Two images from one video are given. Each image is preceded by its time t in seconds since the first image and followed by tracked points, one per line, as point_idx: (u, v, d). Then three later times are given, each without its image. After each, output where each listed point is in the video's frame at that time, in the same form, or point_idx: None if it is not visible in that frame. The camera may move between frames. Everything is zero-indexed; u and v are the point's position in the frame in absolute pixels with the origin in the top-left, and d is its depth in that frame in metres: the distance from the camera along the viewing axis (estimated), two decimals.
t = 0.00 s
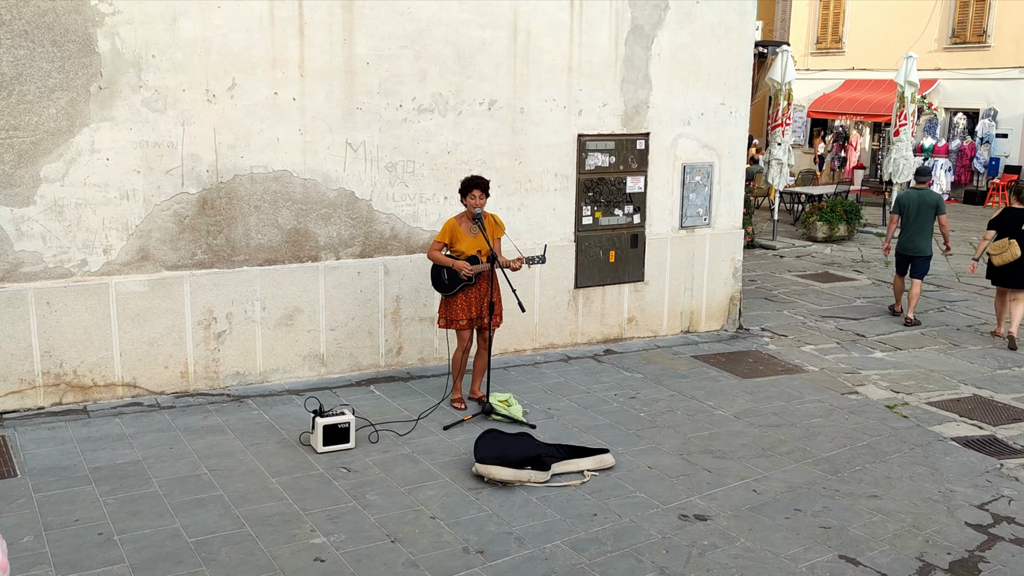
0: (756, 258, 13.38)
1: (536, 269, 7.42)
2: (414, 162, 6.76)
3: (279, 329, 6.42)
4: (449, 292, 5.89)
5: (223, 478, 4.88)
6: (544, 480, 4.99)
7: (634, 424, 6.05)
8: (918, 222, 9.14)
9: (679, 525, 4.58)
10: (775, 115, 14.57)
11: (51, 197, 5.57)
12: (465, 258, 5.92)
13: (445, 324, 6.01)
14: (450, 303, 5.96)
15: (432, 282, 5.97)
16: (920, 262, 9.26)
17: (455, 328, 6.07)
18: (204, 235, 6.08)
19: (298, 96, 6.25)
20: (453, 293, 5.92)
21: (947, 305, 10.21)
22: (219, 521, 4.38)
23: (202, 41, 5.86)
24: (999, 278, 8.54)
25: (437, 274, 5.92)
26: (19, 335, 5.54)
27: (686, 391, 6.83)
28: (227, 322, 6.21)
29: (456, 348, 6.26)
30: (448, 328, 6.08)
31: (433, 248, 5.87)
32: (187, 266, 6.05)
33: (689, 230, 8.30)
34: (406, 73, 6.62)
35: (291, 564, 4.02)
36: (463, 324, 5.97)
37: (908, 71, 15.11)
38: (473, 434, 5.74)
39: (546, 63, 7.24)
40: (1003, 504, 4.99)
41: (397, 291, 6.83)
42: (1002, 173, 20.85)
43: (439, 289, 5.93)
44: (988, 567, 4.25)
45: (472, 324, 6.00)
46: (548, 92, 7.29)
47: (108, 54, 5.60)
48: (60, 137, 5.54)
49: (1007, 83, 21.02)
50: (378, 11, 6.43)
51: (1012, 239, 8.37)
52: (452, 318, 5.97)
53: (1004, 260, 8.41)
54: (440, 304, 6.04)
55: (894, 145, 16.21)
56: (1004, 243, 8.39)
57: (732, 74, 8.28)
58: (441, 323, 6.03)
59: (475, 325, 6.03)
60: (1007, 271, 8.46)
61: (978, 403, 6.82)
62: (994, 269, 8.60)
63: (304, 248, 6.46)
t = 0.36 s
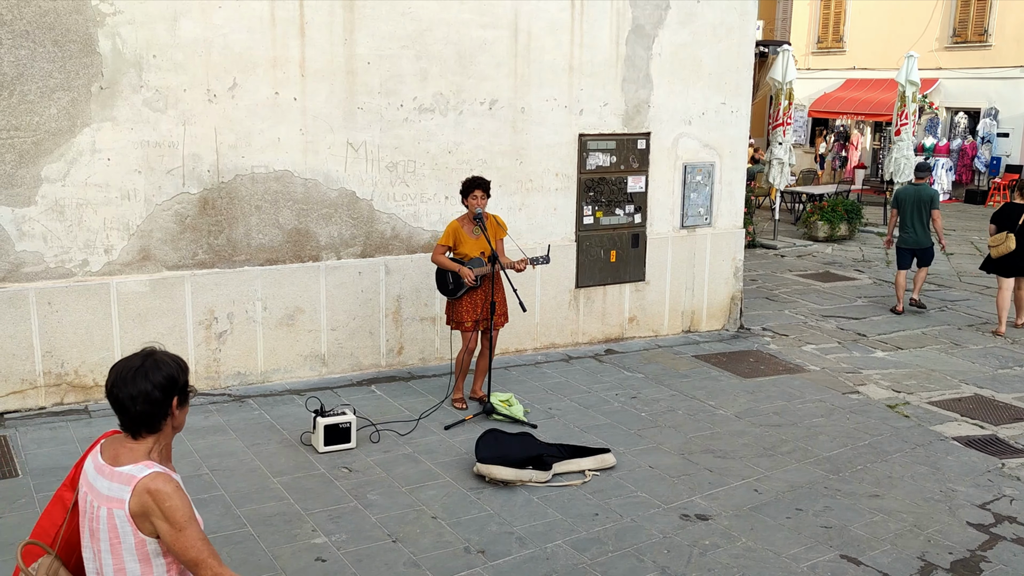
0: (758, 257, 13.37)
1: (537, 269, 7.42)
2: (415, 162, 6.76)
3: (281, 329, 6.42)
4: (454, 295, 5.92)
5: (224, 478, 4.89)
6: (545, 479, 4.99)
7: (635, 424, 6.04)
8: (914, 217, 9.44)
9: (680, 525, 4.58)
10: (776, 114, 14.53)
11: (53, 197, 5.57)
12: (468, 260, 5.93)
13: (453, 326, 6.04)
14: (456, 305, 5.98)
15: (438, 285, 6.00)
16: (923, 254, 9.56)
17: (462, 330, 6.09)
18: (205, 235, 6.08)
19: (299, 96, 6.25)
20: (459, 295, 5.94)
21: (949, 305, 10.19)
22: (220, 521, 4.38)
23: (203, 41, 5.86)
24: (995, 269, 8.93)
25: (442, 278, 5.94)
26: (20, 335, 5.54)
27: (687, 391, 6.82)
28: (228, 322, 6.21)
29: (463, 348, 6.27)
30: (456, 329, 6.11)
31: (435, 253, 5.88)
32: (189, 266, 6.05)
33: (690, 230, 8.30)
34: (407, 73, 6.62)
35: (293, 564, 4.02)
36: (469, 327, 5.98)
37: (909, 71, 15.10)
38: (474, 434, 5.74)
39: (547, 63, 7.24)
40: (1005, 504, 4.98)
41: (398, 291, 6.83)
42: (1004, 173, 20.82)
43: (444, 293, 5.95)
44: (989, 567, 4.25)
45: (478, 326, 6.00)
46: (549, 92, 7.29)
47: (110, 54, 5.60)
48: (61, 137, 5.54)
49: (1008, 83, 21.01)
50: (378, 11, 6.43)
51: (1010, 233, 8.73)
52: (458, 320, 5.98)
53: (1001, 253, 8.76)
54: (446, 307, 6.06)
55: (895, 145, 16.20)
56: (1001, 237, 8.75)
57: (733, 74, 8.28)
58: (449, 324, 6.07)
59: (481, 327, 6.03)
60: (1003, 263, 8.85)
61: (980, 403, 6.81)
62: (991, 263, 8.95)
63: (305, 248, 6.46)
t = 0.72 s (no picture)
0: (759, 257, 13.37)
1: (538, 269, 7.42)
2: (415, 162, 6.76)
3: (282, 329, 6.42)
4: (455, 293, 5.92)
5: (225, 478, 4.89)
6: (546, 479, 4.99)
7: (636, 423, 6.04)
8: (926, 212, 9.84)
9: (681, 524, 4.58)
10: (777, 114, 14.47)
11: (54, 197, 5.57)
12: (469, 259, 5.92)
13: (453, 325, 6.04)
14: (457, 304, 5.99)
15: (438, 283, 6.01)
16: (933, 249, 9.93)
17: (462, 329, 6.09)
18: (206, 235, 6.08)
19: (300, 96, 6.25)
20: (459, 294, 5.94)
21: (951, 305, 10.17)
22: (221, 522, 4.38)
23: (204, 40, 5.86)
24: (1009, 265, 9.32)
25: (442, 277, 5.95)
26: (22, 335, 5.55)
27: (687, 390, 6.82)
28: (229, 322, 6.21)
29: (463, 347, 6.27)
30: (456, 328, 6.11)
31: (436, 252, 5.89)
32: (190, 266, 6.05)
33: (691, 230, 8.29)
34: (407, 73, 6.62)
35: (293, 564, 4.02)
36: (469, 325, 5.98)
37: (910, 70, 15.09)
38: (475, 433, 5.74)
39: (547, 63, 7.24)
40: (1006, 504, 4.98)
41: (399, 291, 6.83)
42: (1005, 172, 20.79)
43: (445, 291, 5.97)
44: (991, 566, 4.25)
45: (478, 325, 6.00)
46: (550, 92, 7.29)
47: (110, 54, 5.60)
48: (62, 137, 5.54)
49: (1009, 82, 21.00)
50: (379, 11, 6.43)
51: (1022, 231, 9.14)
52: (459, 319, 5.99)
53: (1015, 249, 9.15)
54: (447, 306, 6.08)
55: (896, 144, 16.18)
56: (1014, 234, 9.16)
57: (733, 73, 8.28)
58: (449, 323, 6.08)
59: (482, 326, 6.03)
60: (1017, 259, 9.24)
61: (981, 402, 6.80)
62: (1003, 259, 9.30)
63: (306, 248, 6.46)
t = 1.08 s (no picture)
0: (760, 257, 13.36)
1: (538, 269, 7.42)
2: (416, 162, 6.77)
3: (282, 329, 6.42)
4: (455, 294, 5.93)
5: (226, 478, 4.89)
6: (547, 479, 4.99)
7: (637, 423, 6.04)
8: (936, 209, 10.16)
9: (682, 524, 4.58)
10: (778, 114, 14.45)
11: (55, 197, 5.58)
12: (469, 259, 5.93)
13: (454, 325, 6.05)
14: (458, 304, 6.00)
15: (439, 284, 6.02)
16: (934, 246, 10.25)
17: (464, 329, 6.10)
18: (207, 235, 6.08)
19: (300, 96, 6.25)
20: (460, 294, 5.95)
21: (952, 304, 10.17)
22: (222, 521, 4.38)
23: (204, 41, 5.87)
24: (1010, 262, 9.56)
25: (443, 277, 5.96)
26: (23, 335, 5.55)
27: (688, 390, 6.82)
28: (229, 323, 6.22)
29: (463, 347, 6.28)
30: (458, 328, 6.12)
31: (436, 252, 5.89)
32: (190, 266, 6.06)
33: (691, 229, 8.30)
34: (408, 73, 6.62)
35: (294, 564, 4.02)
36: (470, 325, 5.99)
37: (911, 70, 15.08)
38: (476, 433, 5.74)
39: (548, 62, 7.24)
40: (1007, 503, 4.97)
41: (399, 291, 6.83)
42: (1006, 172, 20.78)
43: (445, 292, 5.98)
44: (992, 566, 4.24)
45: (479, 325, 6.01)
46: (550, 92, 7.29)
47: (111, 54, 5.61)
48: (63, 138, 5.55)
49: (1010, 82, 20.99)
50: (379, 12, 6.43)
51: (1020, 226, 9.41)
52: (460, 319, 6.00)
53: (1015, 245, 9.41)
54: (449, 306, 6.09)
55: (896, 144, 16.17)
56: (1014, 231, 9.44)
57: (734, 73, 8.28)
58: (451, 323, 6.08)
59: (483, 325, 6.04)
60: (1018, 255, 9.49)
61: (982, 402, 6.80)
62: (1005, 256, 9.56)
63: (306, 248, 6.46)
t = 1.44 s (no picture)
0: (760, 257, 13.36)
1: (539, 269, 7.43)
2: (416, 162, 6.77)
3: (283, 329, 6.43)
4: (456, 296, 5.93)
5: (227, 478, 4.89)
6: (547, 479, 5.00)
7: (638, 423, 6.05)
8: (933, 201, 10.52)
9: (683, 524, 4.58)
10: (778, 115, 14.45)
11: (55, 198, 5.58)
12: (469, 261, 5.94)
13: (455, 327, 6.05)
14: (458, 306, 6.01)
15: (439, 286, 6.01)
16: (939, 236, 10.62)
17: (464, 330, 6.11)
18: (208, 236, 6.09)
19: (301, 97, 6.25)
20: (461, 296, 5.96)
21: (952, 304, 10.17)
22: (223, 522, 4.39)
23: (205, 42, 5.87)
24: (1005, 250, 9.99)
25: (443, 279, 5.97)
26: (23, 336, 5.55)
27: (689, 390, 6.82)
28: (230, 323, 6.22)
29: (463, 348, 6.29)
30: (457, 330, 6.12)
31: (435, 254, 5.89)
32: (191, 267, 6.06)
33: (692, 230, 8.30)
34: (408, 73, 6.63)
35: (295, 564, 4.02)
36: (471, 327, 6.00)
37: (912, 70, 15.07)
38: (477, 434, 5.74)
39: (548, 63, 7.24)
40: (1008, 503, 4.98)
41: (400, 292, 6.83)
42: (1006, 172, 20.78)
43: (445, 293, 5.98)
44: (992, 566, 4.25)
45: (480, 327, 6.02)
46: (550, 93, 7.29)
47: (112, 56, 5.61)
48: (64, 139, 5.55)
49: (1010, 82, 20.98)
50: (379, 12, 6.43)
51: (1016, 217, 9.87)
52: (460, 321, 6.01)
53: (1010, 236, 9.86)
54: (449, 309, 6.10)
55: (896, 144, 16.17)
56: (1008, 222, 9.90)
57: (734, 73, 8.28)
58: (451, 326, 6.08)
59: (483, 327, 6.05)
60: (1013, 245, 9.94)
61: (982, 402, 6.80)
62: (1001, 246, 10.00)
63: (307, 249, 6.46)
